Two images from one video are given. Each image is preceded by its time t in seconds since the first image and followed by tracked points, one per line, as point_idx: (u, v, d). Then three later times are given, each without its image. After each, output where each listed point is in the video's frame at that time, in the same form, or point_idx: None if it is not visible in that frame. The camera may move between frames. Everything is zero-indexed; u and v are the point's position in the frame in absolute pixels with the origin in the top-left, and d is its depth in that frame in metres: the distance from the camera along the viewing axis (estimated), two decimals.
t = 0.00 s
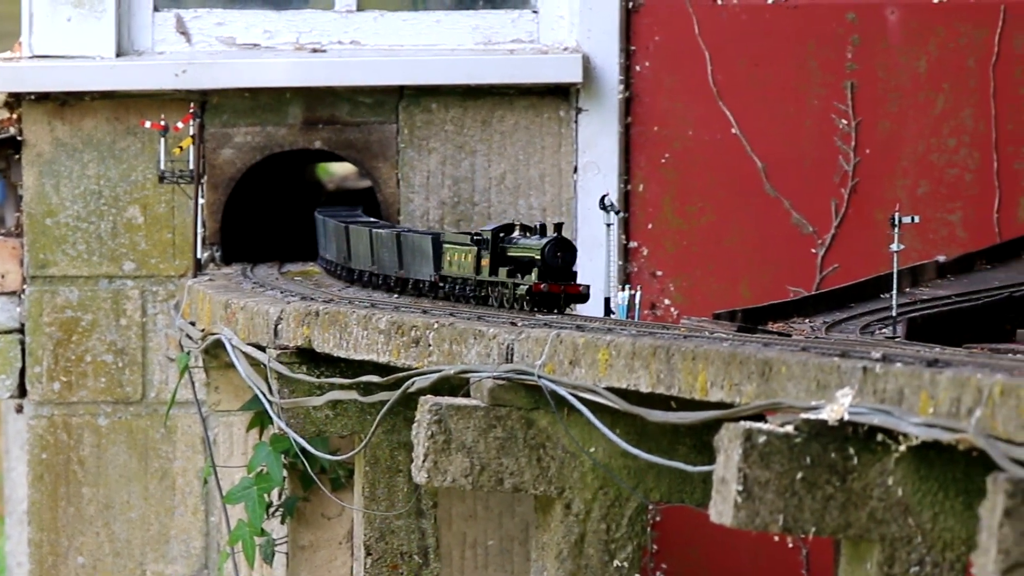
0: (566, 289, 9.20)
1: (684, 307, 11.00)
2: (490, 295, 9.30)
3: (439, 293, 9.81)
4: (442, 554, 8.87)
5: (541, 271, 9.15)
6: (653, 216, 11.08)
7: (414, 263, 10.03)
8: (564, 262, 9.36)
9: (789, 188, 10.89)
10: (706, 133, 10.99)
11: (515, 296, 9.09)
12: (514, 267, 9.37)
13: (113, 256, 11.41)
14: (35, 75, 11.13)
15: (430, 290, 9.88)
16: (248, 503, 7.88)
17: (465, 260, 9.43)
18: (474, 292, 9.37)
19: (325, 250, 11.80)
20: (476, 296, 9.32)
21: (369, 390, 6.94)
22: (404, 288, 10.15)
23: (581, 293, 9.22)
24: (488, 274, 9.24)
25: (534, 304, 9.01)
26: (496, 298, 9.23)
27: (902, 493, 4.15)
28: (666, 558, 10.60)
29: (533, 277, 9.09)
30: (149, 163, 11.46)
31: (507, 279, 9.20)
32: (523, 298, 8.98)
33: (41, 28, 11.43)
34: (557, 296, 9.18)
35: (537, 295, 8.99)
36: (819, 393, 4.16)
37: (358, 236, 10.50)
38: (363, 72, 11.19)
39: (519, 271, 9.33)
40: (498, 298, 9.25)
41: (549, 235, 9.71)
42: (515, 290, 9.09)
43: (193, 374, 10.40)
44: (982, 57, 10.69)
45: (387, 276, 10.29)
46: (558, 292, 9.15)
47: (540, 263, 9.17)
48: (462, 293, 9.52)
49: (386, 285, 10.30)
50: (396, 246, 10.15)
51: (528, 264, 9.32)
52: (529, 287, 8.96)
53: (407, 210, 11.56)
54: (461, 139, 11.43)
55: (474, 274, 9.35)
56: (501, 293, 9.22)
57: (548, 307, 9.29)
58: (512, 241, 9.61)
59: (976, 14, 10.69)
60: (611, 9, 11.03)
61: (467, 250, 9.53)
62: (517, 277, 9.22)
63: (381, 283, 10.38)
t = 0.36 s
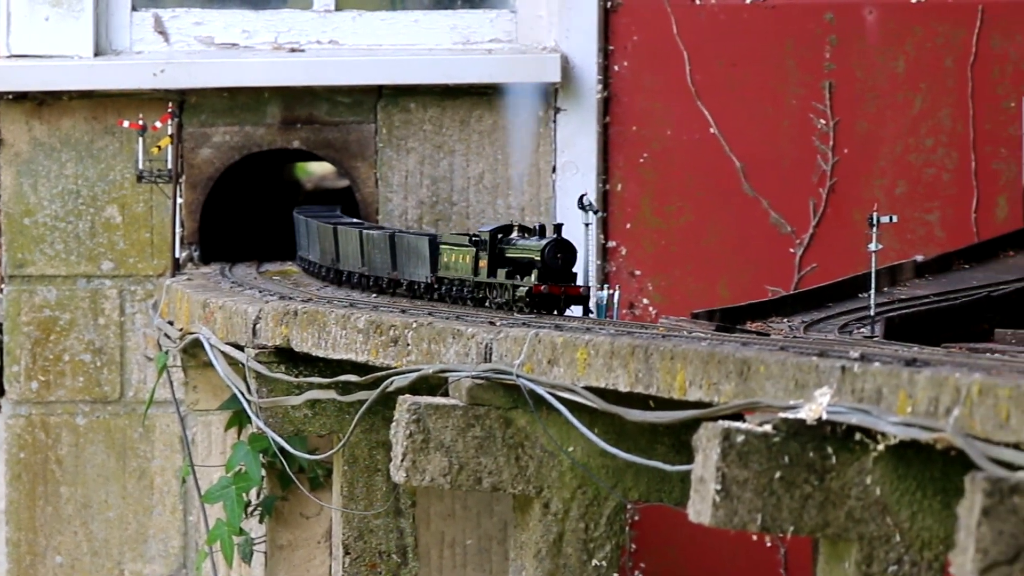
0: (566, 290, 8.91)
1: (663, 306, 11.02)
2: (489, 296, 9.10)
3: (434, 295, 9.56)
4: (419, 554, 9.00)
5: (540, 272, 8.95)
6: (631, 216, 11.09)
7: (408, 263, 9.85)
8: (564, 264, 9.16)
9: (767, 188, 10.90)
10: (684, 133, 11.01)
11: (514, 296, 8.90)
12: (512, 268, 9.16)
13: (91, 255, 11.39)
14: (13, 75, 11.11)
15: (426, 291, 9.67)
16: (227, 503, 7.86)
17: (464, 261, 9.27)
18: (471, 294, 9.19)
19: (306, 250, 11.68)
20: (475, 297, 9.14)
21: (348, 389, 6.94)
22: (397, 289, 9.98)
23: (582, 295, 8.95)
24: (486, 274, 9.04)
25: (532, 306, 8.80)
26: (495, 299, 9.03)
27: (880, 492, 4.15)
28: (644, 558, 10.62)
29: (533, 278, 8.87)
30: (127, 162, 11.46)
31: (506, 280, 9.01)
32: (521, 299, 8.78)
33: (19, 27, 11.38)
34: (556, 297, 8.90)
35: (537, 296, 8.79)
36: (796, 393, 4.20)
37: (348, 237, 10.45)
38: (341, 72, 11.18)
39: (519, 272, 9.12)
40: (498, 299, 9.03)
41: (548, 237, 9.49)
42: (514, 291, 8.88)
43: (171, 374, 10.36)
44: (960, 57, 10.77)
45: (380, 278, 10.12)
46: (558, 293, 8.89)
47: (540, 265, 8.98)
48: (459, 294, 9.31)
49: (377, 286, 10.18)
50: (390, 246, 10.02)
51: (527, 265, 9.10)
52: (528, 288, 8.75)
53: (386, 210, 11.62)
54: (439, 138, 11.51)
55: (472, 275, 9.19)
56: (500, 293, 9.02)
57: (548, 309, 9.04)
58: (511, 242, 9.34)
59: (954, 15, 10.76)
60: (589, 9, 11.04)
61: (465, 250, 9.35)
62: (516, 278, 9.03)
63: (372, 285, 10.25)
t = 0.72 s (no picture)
0: (577, 292, 8.85)
1: (651, 306, 10.99)
2: (498, 299, 9.09)
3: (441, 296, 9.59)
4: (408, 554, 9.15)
5: (551, 274, 8.88)
6: (619, 216, 11.07)
7: (414, 266, 9.79)
8: (575, 265, 9.03)
9: (755, 188, 10.92)
10: (672, 134, 11.01)
11: (525, 298, 8.80)
12: (522, 270, 9.06)
13: (79, 256, 11.46)
14: None
15: (433, 294, 9.63)
16: (215, 503, 7.85)
17: (471, 263, 9.17)
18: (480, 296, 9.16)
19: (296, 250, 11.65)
20: (483, 300, 9.14)
21: (336, 389, 6.95)
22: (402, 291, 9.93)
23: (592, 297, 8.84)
24: (495, 277, 9.01)
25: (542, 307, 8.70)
26: (504, 302, 9.04)
27: (868, 492, 4.16)
28: (633, 557, 10.64)
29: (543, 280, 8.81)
30: (114, 163, 11.52)
31: (516, 282, 8.95)
32: (532, 301, 8.65)
33: (5, 27, 11.34)
34: (568, 300, 8.84)
35: (548, 298, 8.68)
36: (785, 393, 4.23)
37: (349, 240, 10.32)
38: (329, 72, 11.17)
39: (528, 274, 9.03)
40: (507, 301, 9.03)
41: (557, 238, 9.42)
42: (525, 293, 8.79)
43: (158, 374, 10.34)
44: (947, 57, 10.77)
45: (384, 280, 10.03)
46: (569, 296, 8.78)
47: (551, 267, 8.89)
48: (467, 296, 9.31)
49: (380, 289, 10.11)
50: (394, 248, 9.88)
51: (538, 268, 8.99)
52: (539, 290, 8.65)
53: (374, 210, 11.67)
54: (427, 139, 11.53)
55: (480, 277, 9.10)
56: (510, 296, 9.02)
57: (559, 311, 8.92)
58: (521, 244, 9.24)
59: (941, 15, 10.77)
60: (577, 9, 11.04)
61: (472, 252, 9.29)
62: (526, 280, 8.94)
63: (377, 288, 10.14)
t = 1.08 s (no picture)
0: (594, 294, 8.47)
1: (645, 305, 10.96)
2: (514, 300, 8.79)
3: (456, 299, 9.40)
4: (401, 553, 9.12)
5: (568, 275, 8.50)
6: (614, 215, 11.06)
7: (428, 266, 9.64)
8: (592, 267, 8.73)
9: (749, 187, 10.93)
10: (667, 133, 11.02)
11: (542, 300, 8.51)
12: (538, 271, 8.78)
13: (73, 255, 11.44)
14: None
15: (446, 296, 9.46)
16: (210, 502, 7.84)
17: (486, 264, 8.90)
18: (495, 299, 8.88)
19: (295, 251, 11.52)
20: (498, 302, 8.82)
21: (330, 389, 6.96)
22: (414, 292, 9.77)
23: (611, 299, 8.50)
24: (510, 279, 8.72)
25: (561, 309, 8.38)
26: (520, 304, 8.73)
27: (862, 492, 4.17)
28: (627, 557, 10.64)
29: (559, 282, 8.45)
30: (109, 162, 11.51)
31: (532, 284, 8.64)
32: (549, 302, 8.35)
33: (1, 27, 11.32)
34: (585, 302, 8.45)
35: (566, 300, 8.35)
36: (779, 392, 4.23)
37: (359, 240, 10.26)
38: (324, 71, 11.16)
39: (546, 276, 8.73)
40: (523, 303, 8.73)
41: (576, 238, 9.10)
42: (541, 295, 8.49)
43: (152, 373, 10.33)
44: (942, 57, 10.77)
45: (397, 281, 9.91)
46: (586, 297, 8.46)
47: (568, 269, 8.54)
48: (481, 298, 9.04)
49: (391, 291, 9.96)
50: (407, 248, 9.75)
51: (555, 269, 8.70)
52: (556, 292, 8.33)
53: (368, 209, 11.65)
54: (422, 138, 11.53)
55: (495, 280, 8.84)
56: (525, 297, 8.69)
57: (577, 314, 8.61)
58: (536, 245, 8.94)
59: (936, 14, 10.76)
60: (571, 7, 11.06)
61: (488, 254, 9.01)
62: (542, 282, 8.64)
63: (388, 289, 10.06)
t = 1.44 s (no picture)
0: (612, 296, 8.10)
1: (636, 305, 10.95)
2: (528, 303, 8.43)
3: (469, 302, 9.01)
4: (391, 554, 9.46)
5: (585, 277, 8.13)
6: (605, 215, 11.06)
7: (441, 268, 9.23)
8: (609, 269, 8.36)
9: (740, 187, 10.93)
10: (658, 132, 11.03)
11: (557, 302, 8.10)
12: (554, 273, 8.39)
13: (64, 254, 11.42)
14: None
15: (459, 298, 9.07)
16: (201, 502, 7.83)
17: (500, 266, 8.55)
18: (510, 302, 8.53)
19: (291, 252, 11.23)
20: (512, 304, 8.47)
21: (323, 388, 6.96)
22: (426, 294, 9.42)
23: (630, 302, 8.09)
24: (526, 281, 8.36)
25: (577, 313, 7.98)
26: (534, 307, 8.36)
27: (854, 491, 4.18)
28: (619, 556, 10.64)
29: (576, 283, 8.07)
30: (100, 161, 11.50)
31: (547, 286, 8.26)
32: (564, 305, 7.95)
33: None
34: (602, 304, 8.08)
35: (582, 302, 7.97)
36: (770, 391, 4.23)
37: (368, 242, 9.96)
38: (315, 71, 11.16)
39: (561, 278, 8.36)
40: (538, 304, 8.33)
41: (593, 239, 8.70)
42: (557, 297, 8.12)
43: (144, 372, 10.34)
44: (932, 56, 10.79)
45: (410, 284, 9.53)
46: (603, 299, 8.05)
47: (585, 271, 8.16)
48: (495, 300, 8.69)
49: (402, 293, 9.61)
50: (418, 250, 9.39)
51: (571, 271, 8.33)
52: (572, 294, 7.93)
53: (360, 209, 11.67)
54: (413, 137, 11.53)
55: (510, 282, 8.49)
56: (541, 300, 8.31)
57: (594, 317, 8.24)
58: (552, 247, 8.57)
59: (926, 14, 10.78)
60: (563, 7, 11.04)
61: (502, 255, 8.65)
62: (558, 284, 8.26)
63: (398, 292, 9.71)
